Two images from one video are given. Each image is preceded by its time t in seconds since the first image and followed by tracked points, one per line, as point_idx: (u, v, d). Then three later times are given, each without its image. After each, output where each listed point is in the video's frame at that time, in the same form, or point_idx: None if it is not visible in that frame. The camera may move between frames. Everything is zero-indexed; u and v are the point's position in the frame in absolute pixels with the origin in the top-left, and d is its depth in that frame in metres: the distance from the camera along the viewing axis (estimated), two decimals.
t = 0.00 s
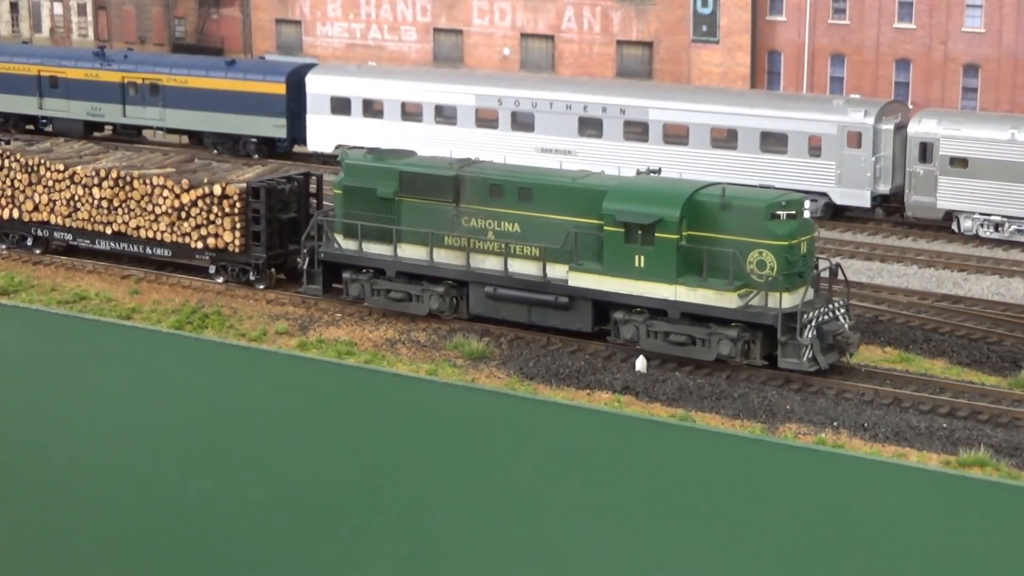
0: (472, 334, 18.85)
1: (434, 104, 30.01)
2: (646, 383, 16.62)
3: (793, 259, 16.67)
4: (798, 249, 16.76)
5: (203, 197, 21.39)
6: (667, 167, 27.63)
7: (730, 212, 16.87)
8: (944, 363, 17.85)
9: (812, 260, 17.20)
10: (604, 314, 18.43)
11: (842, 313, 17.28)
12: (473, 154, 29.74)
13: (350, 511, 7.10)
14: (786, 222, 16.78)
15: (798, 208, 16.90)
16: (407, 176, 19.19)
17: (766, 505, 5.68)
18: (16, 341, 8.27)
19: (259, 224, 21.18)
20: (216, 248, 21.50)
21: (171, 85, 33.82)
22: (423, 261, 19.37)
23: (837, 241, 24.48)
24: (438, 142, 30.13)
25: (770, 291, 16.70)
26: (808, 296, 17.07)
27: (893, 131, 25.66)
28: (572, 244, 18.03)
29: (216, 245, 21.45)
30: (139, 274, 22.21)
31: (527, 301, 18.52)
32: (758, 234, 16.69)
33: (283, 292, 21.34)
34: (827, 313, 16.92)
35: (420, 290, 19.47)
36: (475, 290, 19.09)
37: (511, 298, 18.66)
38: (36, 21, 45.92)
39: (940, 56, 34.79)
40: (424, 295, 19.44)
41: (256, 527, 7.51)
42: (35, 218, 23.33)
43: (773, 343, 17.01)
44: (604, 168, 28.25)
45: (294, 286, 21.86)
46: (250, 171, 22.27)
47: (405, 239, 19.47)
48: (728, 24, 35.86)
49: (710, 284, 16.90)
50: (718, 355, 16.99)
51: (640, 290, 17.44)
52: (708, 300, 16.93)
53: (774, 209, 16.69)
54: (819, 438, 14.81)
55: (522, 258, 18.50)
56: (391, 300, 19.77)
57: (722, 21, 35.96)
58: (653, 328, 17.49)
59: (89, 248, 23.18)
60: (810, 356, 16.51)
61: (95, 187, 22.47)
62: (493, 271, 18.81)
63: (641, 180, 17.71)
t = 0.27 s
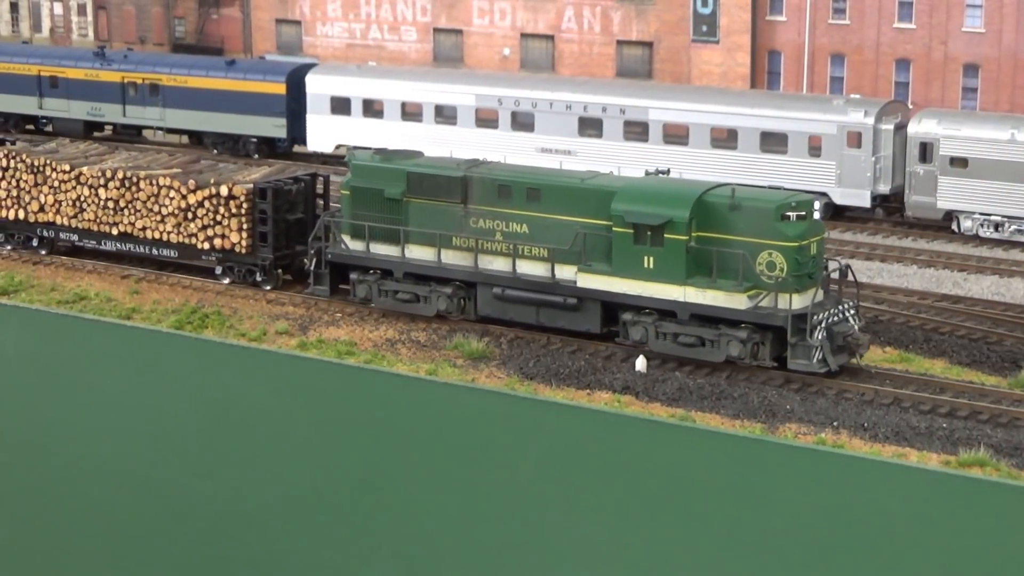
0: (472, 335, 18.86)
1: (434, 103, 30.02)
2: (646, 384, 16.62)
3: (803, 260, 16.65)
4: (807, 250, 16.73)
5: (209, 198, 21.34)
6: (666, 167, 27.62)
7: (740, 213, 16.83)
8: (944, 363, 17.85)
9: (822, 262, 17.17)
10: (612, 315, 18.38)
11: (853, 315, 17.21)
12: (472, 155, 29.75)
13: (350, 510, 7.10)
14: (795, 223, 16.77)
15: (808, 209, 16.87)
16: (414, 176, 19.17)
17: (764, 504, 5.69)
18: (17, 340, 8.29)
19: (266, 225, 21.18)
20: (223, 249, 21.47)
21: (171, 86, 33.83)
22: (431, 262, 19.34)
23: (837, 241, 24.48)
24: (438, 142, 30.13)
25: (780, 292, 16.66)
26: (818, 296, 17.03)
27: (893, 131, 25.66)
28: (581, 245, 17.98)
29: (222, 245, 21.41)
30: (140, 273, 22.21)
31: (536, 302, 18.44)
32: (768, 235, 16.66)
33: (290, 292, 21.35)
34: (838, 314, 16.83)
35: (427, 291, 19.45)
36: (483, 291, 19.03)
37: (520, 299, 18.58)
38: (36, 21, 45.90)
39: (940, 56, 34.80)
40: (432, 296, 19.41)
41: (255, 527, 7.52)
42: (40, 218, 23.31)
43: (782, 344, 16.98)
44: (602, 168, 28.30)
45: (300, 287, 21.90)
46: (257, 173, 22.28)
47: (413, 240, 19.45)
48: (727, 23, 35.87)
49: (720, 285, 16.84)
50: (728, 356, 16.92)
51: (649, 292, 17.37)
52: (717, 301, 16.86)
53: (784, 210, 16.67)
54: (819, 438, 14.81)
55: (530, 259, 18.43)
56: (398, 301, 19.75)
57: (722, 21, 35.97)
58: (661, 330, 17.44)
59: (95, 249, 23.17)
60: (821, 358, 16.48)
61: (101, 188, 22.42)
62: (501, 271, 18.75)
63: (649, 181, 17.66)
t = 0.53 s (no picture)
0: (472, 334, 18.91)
1: (433, 104, 30.03)
2: (645, 384, 16.65)
3: (812, 262, 16.62)
4: (816, 251, 16.72)
5: (215, 200, 21.31)
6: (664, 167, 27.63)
7: (749, 215, 16.80)
8: (944, 362, 17.86)
9: (831, 264, 17.15)
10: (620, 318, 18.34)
11: (861, 316, 17.18)
12: (470, 155, 29.76)
13: (354, 509, 7.21)
14: (804, 225, 16.76)
15: (817, 211, 16.86)
16: (422, 177, 19.13)
17: (760, 502, 5.76)
18: (16, 340, 8.40)
19: (272, 227, 21.08)
20: (229, 251, 21.42)
21: (170, 86, 33.82)
22: (438, 264, 19.27)
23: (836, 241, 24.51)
24: (437, 142, 30.12)
25: (789, 294, 16.61)
26: (826, 298, 16.98)
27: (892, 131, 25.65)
28: (588, 247, 17.93)
29: (228, 247, 21.36)
30: (139, 273, 22.23)
31: (542, 304, 18.45)
32: (778, 236, 16.64)
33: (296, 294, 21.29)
34: (846, 316, 16.81)
35: (435, 292, 19.44)
36: (490, 293, 18.99)
37: (527, 301, 18.58)
38: (35, 21, 45.93)
39: (938, 56, 34.81)
40: (439, 297, 19.38)
41: (260, 527, 7.63)
42: (45, 220, 23.29)
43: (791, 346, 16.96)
44: (601, 168, 28.29)
45: (306, 289, 21.82)
46: (262, 173, 22.13)
47: (420, 242, 19.39)
48: (727, 24, 35.92)
49: (729, 287, 16.80)
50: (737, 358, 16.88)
51: (658, 293, 17.31)
52: (726, 302, 16.82)
53: (793, 212, 16.66)
54: (818, 438, 14.84)
55: (538, 260, 18.40)
56: (405, 303, 19.71)
57: (721, 21, 36.01)
58: (670, 331, 17.40)
59: (101, 250, 23.14)
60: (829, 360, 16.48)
61: (106, 189, 22.40)
62: (508, 273, 18.73)
63: (656, 183, 17.62)
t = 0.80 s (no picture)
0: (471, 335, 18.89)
1: (431, 104, 30.05)
2: (644, 384, 16.65)
3: (820, 263, 16.62)
4: (825, 253, 16.72)
5: (220, 201, 21.24)
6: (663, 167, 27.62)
7: (757, 217, 16.78)
8: (942, 363, 17.87)
9: (838, 265, 17.14)
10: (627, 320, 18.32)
11: (869, 318, 17.21)
12: (466, 155, 29.76)
13: (352, 508, 7.21)
14: (813, 226, 16.75)
15: (825, 212, 16.86)
16: (429, 179, 19.10)
17: (763, 502, 5.77)
18: (17, 341, 8.41)
19: (277, 228, 21.04)
20: (234, 252, 21.35)
21: (167, 86, 33.81)
22: (445, 266, 19.23)
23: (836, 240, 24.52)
24: (435, 143, 30.14)
25: (798, 296, 16.61)
26: (834, 300, 17.00)
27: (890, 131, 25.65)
28: (596, 249, 17.94)
29: (233, 248, 21.30)
30: (137, 274, 22.22)
31: (547, 305, 18.42)
32: (786, 238, 16.62)
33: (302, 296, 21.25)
34: (855, 318, 16.82)
35: (441, 294, 19.40)
36: (496, 295, 18.95)
37: (533, 303, 18.57)
38: (33, 21, 46.00)
39: (937, 57, 34.83)
40: (445, 299, 19.35)
41: (260, 528, 7.64)
42: (49, 221, 23.25)
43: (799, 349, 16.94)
44: (598, 168, 28.31)
45: (312, 290, 21.76)
46: (267, 175, 22.08)
47: (426, 244, 19.37)
48: (724, 24, 35.98)
49: (737, 289, 16.79)
50: (745, 360, 16.84)
51: (666, 295, 17.30)
52: (734, 304, 16.81)
53: (802, 213, 16.65)
54: (817, 439, 14.85)
55: (545, 262, 18.39)
56: (411, 304, 19.63)
57: (719, 22, 36.06)
58: (677, 334, 17.36)
59: (105, 251, 23.12)
60: (838, 362, 16.46)
61: (111, 191, 22.37)
62: (515, 275, 18.72)
63: (663, 184, 17.61)
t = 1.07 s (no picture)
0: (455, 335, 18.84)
1: (416, 104, 30.02)
2: (628, 384, 16.66)
3: (814, 264, 16.67)
4: (818, 254, 16.77)
5: (211, 203, 21.16)
6: (649, 167, 27.64)
7: (751, 218, 16.81)
8: (925, 362, 17.90)
9: (832, 267, 17.18)
10: (620, 321, 18.29)
11: (864, 319, 17.16)
12: (451, 155, 29.71)
13: (341, 507, 7.18)
14: (807, 228, 16.79)
15: (819, 213, 16.91)
16: (422, 180, 19.07)
17: (753, 502, 5.76)
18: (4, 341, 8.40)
19: (269, 230, 20.96)
20: (225, 254, 21.25)
21: (151, 87, 33.68)
22: (437, 267, 19.18)
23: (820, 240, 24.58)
24: (419, 143, 30.12)
25: (791, 297, 16.63)
26: (828, 301, 17.02)
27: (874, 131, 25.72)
28: (589, 251, 17.94)
29: (224, 250, 21.19)
30: (121, 275, 22.12)
31: (540, 306, 18.40)
32: (781, 239, 16.65)
33: (294, 297, 21.16)
34: (849, 319, 16.76)
35: (433, 296, 19.34)
36: (489, 296, 18.92)
37: (526, 304, 18.55)
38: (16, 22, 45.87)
39: (921, 57, 34.95)
40: (437, 301, 19.28)
41: (245, 528, 7.62)
42: (38, 223, 23.13)
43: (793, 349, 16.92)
44: (583, 168, 28.32)
45: (303, 292, 21.70)
46: (258, 177, 22.01)
47: (418, 245, 19.33)
48: (709, 24, 36.13)
49: (731, 290, 16.79)
50: (739, 361, 16.80)
51: (660, 297, 17.28)
52: (728, 306, 16.81)
53: (796, 214, 16.69)
54: (801, 438, 14.87)
55: (538, 264, 18.37)
56: (404, 306, 19.59)
57: (703, 22, 36.22)
58: (671, 335, 17.33)
59: (95, 254, 23.01)
60: (832, 363, 16.43)
61: (101, 192, 22.29)
62: (508, 276, 18.70)
63: (657, 185, 17.60)
